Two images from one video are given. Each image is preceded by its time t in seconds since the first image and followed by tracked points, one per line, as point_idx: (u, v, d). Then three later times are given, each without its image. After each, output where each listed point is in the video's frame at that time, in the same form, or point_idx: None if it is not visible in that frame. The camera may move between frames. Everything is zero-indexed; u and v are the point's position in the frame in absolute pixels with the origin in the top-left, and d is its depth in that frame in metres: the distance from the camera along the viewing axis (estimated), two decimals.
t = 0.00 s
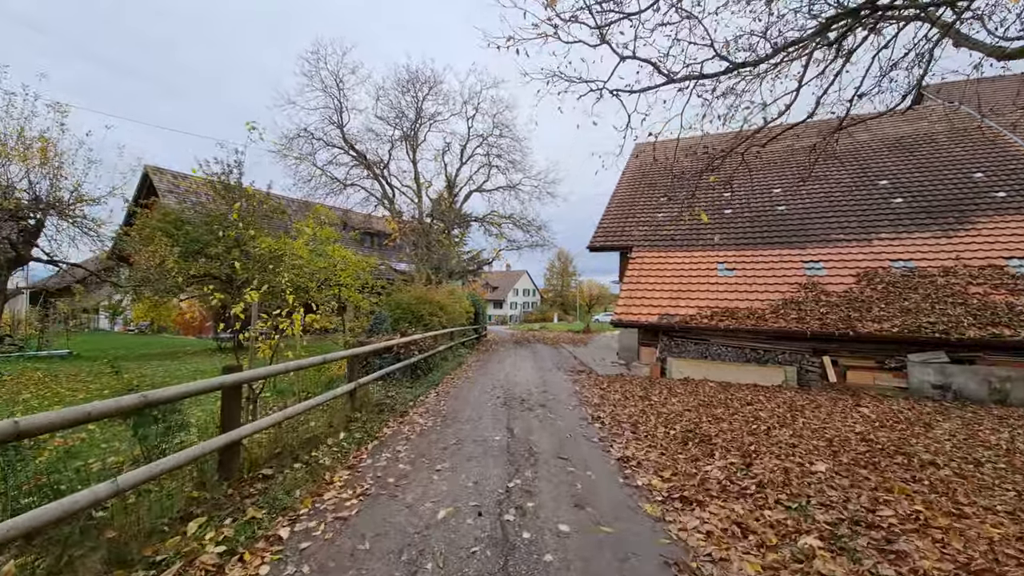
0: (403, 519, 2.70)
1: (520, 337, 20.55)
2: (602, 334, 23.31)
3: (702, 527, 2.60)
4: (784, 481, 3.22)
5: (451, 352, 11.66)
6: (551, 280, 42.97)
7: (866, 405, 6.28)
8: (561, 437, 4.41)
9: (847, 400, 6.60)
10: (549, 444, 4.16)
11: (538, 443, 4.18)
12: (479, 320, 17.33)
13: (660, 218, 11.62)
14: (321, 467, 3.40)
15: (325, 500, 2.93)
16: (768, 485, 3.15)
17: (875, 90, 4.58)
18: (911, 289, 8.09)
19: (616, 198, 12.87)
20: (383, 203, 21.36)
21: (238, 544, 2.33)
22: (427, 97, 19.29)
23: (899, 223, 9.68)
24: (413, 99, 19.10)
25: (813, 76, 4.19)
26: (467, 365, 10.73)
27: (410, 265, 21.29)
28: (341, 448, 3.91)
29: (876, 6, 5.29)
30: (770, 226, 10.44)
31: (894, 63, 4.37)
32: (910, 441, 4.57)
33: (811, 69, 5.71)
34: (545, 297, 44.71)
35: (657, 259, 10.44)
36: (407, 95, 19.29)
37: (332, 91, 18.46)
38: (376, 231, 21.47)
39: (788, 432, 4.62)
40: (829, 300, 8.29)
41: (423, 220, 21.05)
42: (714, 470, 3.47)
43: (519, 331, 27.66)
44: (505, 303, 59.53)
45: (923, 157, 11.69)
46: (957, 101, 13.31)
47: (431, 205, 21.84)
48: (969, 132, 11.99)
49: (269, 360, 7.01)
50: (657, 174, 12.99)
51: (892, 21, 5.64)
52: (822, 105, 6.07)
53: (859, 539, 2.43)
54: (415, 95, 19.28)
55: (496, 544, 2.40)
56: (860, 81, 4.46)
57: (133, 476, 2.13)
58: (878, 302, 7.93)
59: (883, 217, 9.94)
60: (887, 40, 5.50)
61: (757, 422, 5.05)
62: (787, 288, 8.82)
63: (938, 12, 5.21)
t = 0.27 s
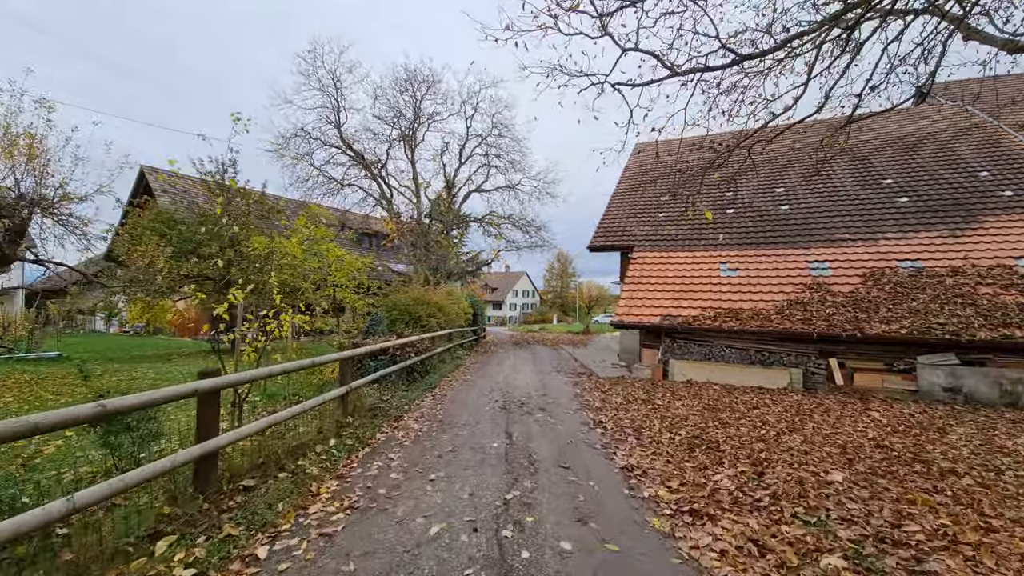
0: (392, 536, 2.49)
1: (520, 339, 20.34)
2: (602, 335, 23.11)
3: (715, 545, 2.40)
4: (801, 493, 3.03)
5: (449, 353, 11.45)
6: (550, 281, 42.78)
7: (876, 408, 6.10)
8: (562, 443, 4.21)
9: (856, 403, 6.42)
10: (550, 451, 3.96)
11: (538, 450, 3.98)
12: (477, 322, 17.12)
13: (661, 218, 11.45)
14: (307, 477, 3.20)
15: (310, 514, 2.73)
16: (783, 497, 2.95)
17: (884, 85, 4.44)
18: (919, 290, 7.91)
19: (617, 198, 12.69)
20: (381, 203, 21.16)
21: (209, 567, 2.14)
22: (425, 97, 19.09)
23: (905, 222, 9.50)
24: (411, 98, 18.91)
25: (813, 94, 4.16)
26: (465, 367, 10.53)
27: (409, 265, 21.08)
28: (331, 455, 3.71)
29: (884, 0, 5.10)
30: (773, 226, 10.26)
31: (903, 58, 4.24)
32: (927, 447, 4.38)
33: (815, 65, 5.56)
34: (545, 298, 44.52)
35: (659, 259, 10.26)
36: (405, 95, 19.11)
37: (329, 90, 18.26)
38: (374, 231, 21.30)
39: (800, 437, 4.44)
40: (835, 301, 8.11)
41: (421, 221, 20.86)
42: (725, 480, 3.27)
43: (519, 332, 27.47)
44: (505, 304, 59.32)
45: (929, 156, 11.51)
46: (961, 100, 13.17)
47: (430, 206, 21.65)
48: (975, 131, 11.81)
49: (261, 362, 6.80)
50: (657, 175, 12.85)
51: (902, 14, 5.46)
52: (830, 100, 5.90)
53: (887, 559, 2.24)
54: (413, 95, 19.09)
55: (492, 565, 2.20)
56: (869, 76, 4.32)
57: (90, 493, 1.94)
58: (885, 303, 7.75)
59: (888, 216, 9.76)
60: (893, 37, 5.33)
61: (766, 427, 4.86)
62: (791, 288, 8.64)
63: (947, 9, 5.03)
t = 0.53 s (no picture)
0: (380, 556, 2.32)
1: (520, 339, 20.16)
2: (603, 335, 22.94)
3: (728, 568, 2.23)
4: (817, 507, 2.85)
5: (448, 354, 11.26)
6: (550, 280, 42.59)
7: (886, 412, 5.91)
8: (562, 451, 4.03)
9: (865, 407, 6.25)
10: (550, 460, 3.78)
11: (537, 458, 3.80)
12: (477, 322, 16.93)
13: (663, 217, 11.27)
14: (292, 489, 3.02)
15: (292, 531, 2.55)
16: (798, 511, 2.78)
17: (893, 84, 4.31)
18: (927, 290, 7.73)
19: (618, 196, 12.51)
20: (379, 202, 20.96)
21: None
22: (424, 94, 18.88)
23: (912, 221, 9.32)
24: (409, 95, 18.71)
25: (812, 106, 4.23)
26: (463, 368, 10.35)
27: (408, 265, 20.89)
28: (320, 464, 3.53)
29: None
30: (777, 224, 10.08)
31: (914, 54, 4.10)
32: (943, 455, 4.20)
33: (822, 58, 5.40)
34: (545, 297, 44.34)
35: (661, 259, 10.08)
36: (403, 92, 18.90)
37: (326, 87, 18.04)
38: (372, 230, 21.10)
39: (810, 444, 4.26)
40: (842, 301, 7.93)
41: (420, 220, 20.66)
42: (735, 493, 3.09)
43: (519, 331, 27.29)
44: (505, 304, 59.13)
45: (934, 154, 11.32)
46: (966, 98, 13.00)
47: (429, 205, 21.46)
48: (981, 129, 11.63)
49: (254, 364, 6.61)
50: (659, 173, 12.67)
51: (913, 7, 5.28)
52: (839, 95, 5.72)
53: None
54: (411, 92, 18.88)
55: None
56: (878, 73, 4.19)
57: (47, 515, 1.77)
58: (893, 304, 7.57)
59: (895, 214, 9.58)
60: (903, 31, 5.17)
61: (775, 432, 4.68)
62: (797, 288, 8.45)
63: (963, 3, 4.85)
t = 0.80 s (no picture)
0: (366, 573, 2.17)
1: (520, 338, 19.99)
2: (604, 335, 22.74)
3: None
4: (831, 519, 2.69)
5: (446, 355, 11.10)
6: (551, 280, 42.40)
7: (895, 415, 5.75)
8: (562, 456, 3.87)
9: (873, 409, 6.09)
10: (548, 466, 3.62)
11: (535, 464, 3.65)
12: (476, 321, 16.76)
13: (664, 215, 11.10)
14: (277, 499, 2.86)
15: (274, 545, 2.40)
16: (811, 523, 2.62)
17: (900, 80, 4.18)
18: (935, 288, 7.56)
19: (619, 194, 12.34)
20: (378, 201, 20.78)
21: None
22: (423, 92, 18.71)
23: (918, 218, 9.14)
24: (408, 93, 18.54)
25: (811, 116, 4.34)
26: (462, 369, 10.19)
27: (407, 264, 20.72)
28: (308, 471, 3.38)
29: None
30: (781, 222, 9.91)
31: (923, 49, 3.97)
32: (958, 460, 4.05)
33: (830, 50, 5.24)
34: (545, 297, 44.17)
35: (663, 257, 9.91)
36: (402, 90, 18.73)
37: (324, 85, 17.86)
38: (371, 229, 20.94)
39: (819, 448, 4.10)
40: (848, 300, 7.76)
41: (419, 219, 20.50)
42: (743, 502, 2.93)
43: (520, 331, 27.14)
44: (505, 303, 58.93)
45: (940, 150, 11.14)
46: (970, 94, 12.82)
47: (428, 204, 21.30)
48: (987, 125, 11.45)
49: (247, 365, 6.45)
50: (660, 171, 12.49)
51: None
52: (847, 88, 5.55)
53: None
54: (410, 90, 18.72)
55: None
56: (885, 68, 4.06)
57: (0, 532, 1.60)
58: (901, 303, 7.40)
59: (901, 212, 9.40)
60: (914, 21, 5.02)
61: (783, 436, 4.52)
62: (802, 287, 8.28)
63: None
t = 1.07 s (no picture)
0: None
1: (520, 340, 19.78)
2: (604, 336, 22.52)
3: None
4: (849, 533, 2.51)
5: (444, 356, 10.91)
6: (551, 281, 42.18)
7: (906, 419, 5.57)
8: (561, 463, 3.70)
9: (882, 412, 5.91)
10: (547, 473, 3.45)
11: (533, 471, 3.48)
12: (475, 322, 16.55)
13: (666, 215, 10.93)
14: (257, 509, 2.69)
15: (250, 561, 2.24)
16: (827, 537, 2.45)
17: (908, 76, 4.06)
18: (944, 289, 7.39)
19: (620, 193, 12.17)
20: (377, 200, 20.61)
21: None
22: (422, 91, 18.55)
23: (925, 218, 8.98)
24: (407, 92, 18.39)
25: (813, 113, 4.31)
26: (460, 371, 9.99)
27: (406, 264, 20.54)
28: (293, 479, 3.20)
29: None
30: (785, 222, 9.74)
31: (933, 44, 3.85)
32: (974, 467, 3.87)
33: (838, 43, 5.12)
34: (545, 298, 44.00)
35: (665, 257, 9.75)
36: (401, 89, 18.58)
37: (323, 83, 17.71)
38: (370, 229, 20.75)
39: (830, 455, 3.93)
40: (855, 301, 7.59)
41: (418, 218, 20.32)
42: (753, 514, 2.76)
43: (520, 332, 26.92)
44: (505, 304, 58.73)
45: (946, 150, 10.97)
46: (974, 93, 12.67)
47: (427, 203, 21.12)
48: (992, 125, 11.29)
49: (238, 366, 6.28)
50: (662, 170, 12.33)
51: None
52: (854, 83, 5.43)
53: None
54: (409, 89, 18.57)
55: None
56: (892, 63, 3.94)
57: None
58: (909, 304, 7.23)
59: (907, 211, 9.24)
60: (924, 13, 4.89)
61: (791, 442, 4.34)
62: (807, 287, 8.11)
63: None
